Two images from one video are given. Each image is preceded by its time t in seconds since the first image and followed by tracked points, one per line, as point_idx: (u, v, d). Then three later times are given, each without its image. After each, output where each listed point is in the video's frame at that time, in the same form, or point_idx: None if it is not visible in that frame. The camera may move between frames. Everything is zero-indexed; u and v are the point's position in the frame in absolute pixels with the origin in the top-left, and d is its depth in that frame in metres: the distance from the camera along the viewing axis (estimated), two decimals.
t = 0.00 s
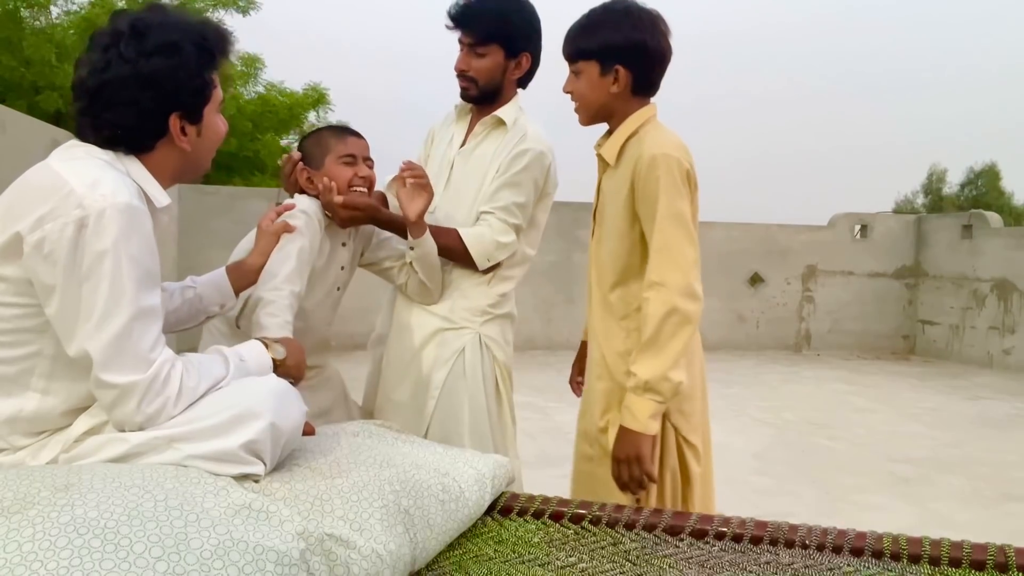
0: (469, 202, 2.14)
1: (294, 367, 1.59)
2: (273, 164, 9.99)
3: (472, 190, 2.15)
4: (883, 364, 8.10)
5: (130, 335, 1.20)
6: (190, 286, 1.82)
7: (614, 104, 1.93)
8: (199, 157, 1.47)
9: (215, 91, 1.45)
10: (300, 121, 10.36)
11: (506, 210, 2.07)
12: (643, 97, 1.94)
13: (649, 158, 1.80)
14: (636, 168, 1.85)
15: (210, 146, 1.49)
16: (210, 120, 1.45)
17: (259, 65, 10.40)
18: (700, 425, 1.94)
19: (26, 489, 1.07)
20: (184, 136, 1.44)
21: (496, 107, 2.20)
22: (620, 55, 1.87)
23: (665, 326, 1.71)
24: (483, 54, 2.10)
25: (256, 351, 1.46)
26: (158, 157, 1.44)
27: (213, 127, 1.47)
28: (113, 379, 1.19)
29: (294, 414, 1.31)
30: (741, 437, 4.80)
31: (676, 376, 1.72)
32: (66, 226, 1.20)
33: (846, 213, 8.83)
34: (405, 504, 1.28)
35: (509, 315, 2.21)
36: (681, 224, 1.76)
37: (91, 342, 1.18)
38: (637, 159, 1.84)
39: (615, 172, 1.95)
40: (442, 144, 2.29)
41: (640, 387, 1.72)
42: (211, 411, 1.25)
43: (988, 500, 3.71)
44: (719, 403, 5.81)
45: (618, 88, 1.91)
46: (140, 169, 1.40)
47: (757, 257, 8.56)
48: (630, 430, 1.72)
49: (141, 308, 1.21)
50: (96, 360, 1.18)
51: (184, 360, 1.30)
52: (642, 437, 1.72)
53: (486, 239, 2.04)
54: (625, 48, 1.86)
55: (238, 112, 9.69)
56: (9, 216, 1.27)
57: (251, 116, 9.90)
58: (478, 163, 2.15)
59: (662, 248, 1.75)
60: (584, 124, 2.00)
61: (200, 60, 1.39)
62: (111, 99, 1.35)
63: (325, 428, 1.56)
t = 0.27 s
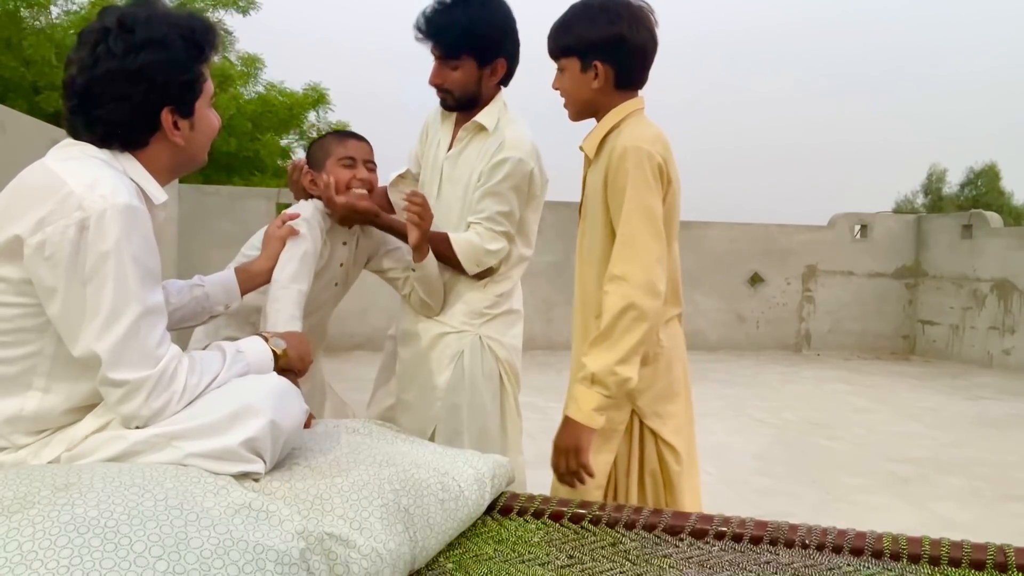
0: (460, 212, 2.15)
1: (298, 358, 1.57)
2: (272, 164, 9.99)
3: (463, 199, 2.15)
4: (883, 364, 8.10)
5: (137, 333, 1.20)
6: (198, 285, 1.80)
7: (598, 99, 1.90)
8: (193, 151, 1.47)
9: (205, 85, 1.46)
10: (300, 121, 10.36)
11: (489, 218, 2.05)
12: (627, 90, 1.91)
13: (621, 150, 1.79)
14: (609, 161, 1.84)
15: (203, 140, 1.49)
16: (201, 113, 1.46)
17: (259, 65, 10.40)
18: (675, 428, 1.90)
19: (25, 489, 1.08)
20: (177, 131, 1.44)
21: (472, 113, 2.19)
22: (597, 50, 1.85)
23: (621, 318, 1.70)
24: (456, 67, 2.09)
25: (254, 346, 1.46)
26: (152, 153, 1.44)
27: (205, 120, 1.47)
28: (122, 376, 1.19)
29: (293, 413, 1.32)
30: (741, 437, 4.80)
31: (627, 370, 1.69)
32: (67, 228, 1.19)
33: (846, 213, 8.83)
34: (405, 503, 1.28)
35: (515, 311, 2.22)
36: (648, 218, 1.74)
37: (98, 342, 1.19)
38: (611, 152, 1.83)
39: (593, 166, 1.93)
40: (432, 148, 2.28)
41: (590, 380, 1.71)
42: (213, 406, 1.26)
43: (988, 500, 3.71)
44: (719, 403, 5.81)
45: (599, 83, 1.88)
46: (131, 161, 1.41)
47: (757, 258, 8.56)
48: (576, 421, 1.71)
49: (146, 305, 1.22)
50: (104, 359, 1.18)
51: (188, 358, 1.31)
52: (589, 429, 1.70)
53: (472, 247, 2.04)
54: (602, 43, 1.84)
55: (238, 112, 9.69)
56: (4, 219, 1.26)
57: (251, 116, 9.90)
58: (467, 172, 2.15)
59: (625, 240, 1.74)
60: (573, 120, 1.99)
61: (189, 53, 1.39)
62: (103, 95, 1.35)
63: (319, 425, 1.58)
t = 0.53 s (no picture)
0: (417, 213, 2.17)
1: (290, 312, 1.57)
2: (272, 164, 9.99)
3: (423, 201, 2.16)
4: (883, 364, 8.10)
5: (165, 323, 1.23)
6: (201, 260, 1.76)
7: (589, 102, 1.91)
8: (198, 146, 1.48)
9: (209, 80, 1.46)
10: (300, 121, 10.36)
11: (441, 224, 2.06)
12: (617, 92, 1.91)
13: (599, 152, 1.80)
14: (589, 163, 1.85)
15: (208, 134, 1.49)
16: (206, 108, 1.47)
17: (259, 65, 10.41)
18: (653, 427, 1.89)
19: (26, 486, 1.08)
20: (183, 126, 1.44)
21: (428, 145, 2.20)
22: (586, 54, 1.85)
23: (593, 318, 1.75)
24: (413, 125, 2.12)
25: (245, 314, 1.45)
26: (159, 149, 1.44)
27: (210, 116, 1.48)
28: (150, 363, 1.21)
29: (302, 400, 1.32)
30: (741, 437, 4.80)
31: (601, 368, 1.75)
32: (88, 225, 1.19)
33: (846, 213, 8.83)
34: (405, 501, 1.29)
35: (491, 309, 2.20)
36: (623, 220, 1.76)
37: (126, 335, 1.20)
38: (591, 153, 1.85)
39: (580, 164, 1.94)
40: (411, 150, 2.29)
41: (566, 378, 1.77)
42: (229, 387, 1.27)
43: (988, 500, 3.71)
44: (720, 403, 5.81)
45: (589, 86, 1.89)
46: (136, 155, 1.40)
47: (757, 257, 8.56)
48: (549, 416, 1.77)
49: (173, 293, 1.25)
50: (134, 347, 1.20)
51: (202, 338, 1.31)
52: (562, 425, 1.76)
53: (420, 244, 2.05)
54: (590, 47, 1.84)
55: (238, 112, 9.69)
56: (26, 213, 1.26)
57: (251, 115, 9.91)
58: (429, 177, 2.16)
59: (599, 241, 1.77)
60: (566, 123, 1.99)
61: (194, 49, 1.39)
62: (116, 95, 1.35)
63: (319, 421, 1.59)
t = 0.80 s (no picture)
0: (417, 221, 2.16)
1: (295, 323, 1.59)
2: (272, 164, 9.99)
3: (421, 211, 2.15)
4: (883, 364, 8.10)
5: (164, 321, 1.22)
6: (199, 274, 1.83)
7: (585, 105, 1.91)
8: (202, 147, 1.47)
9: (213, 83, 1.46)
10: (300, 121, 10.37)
11: (445, 228, 2.05)
12: (613, 96, 1.91)
13: (592, 153, 1.80)
14: (581, 164, 1.85)
15: (211, 136, 1.49)
16: (210, 111, 1.47)
17: (259, 65, 10.41)
18: (639, 424, 1.88)
19: (25, 486, 1.07)
20: (186, 127, 1.44)
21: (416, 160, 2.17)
22: (583, 59, 1.85)
23: (584, 317, 1.76)
24: (398, 148, 2.08)
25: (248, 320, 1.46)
26: (162, 149, 1.44)
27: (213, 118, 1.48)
28: (145, 362, 1.21)
29: (301, 397, 1.32)
30: (741, 437, 4.80)
31: (593, 364, 1.78)
32: (93, 222, 1.19)
33: (846, 213, 8.83)
34: (405, 501, 1.29)
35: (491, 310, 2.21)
36: (613, 221, 1.76)
37: (123, 332, 1.20)
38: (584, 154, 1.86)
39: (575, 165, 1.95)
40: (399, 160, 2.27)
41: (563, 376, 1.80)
42: (226, 386, 1.27)
43: (987, 500, 3.71)
44: (719, 403, 5.81)
45: (586, 90, 1.89)
46: (150, 164, 1.42)
47: (757, 257, 8.57)
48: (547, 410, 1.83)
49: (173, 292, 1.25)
50: (132, 344, 1.20)
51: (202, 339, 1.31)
52: (559, 419, 1.82)
53: (426, 251, 2.04)
54: (588, 51, 1.84)
55: (238, 112, 9.69)
56: (30, 211, 1.26)
57: (251, 115, 9.91)
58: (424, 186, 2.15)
59: (590, 241, 1.77)
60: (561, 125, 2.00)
61: (198, 50, 1.39)
62: (118, 93, 1.35)
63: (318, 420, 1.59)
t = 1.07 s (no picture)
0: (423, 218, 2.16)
1: (285, 313, 1.58)
2: (272, 164, 10.00)
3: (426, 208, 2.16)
4: (882, 364, 8.10)
5: (171, 320, 1.22)
6: (202, 271, 1.83)
7: (592, 106, 1.92)
8: (209, 149, 1.48)
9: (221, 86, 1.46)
10: (300, 121, 10.37)
11: (453, 221, 2.06)
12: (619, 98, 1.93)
13: (593, 152, 1.80)
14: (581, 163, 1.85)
15: (217, 137, 1.49)
16: (218, 113, 1.47)
17: (259, 65, 10.42)
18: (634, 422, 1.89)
19: (27, 485, 1.07)
20: (195, 129, 1.45)
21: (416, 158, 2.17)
22: (597, 58, 1.86)
23: (581, 313, 1.77)
24: (394, 147, 2.08)
25: (241, 313, 1.45)
26: (170, 150, 1.44)
27: (220, 121, 1.48)
28: (150, 359, 1.21)
29: (304, 394, 1.32)
30: (741, 437, 4.80)
31: (590, 359, 1.78)
32: (104, 221, 1.20)
33: (846, 213, 8.83)
34: (405, 500, 1.29)
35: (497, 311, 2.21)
36: (613, 220, 1.76)
37: (132, 330, 1.20)
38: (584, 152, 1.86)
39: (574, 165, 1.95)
40: (399, 161, 2.28)
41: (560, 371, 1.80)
42: (231, 383, 1.27)
43: (987, 500, 3.71)
44: (719, 403, 5.81)
45: (596, 90, 1.90)
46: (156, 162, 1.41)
47: (757, 257, 8.57)
48: (543, 405, 1.83)
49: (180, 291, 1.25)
50: (140, 341, 1.20)
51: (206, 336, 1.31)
52: (555, 414, 1.83)
53: (435, 245, 2.04)
54: (602, 51, 1.85)
55: (238, 112, 9.69)
56: (39, 209, 1.26)
57: (251, 115, 9.91)
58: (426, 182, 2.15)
59: (588, 239, 1.77)
60: (562, 125, 1.98)
61: (208, 53, 1.40)
62: (129, 95, 1.35)
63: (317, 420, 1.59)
